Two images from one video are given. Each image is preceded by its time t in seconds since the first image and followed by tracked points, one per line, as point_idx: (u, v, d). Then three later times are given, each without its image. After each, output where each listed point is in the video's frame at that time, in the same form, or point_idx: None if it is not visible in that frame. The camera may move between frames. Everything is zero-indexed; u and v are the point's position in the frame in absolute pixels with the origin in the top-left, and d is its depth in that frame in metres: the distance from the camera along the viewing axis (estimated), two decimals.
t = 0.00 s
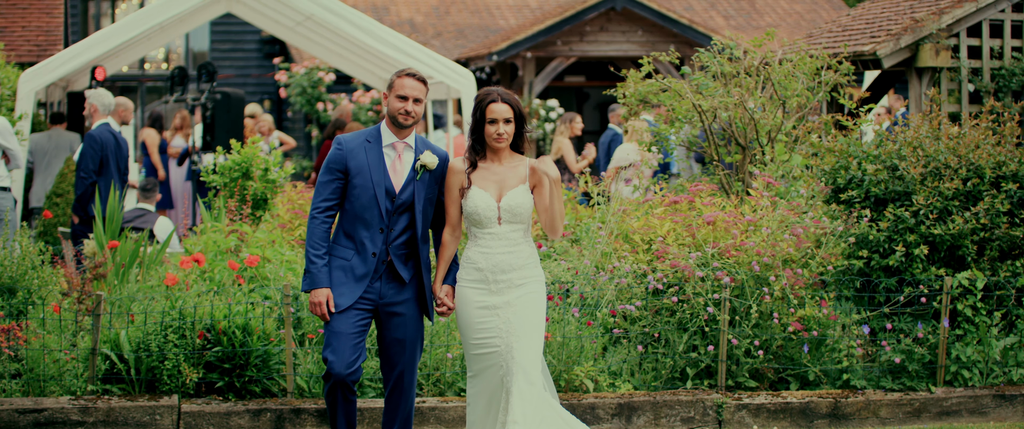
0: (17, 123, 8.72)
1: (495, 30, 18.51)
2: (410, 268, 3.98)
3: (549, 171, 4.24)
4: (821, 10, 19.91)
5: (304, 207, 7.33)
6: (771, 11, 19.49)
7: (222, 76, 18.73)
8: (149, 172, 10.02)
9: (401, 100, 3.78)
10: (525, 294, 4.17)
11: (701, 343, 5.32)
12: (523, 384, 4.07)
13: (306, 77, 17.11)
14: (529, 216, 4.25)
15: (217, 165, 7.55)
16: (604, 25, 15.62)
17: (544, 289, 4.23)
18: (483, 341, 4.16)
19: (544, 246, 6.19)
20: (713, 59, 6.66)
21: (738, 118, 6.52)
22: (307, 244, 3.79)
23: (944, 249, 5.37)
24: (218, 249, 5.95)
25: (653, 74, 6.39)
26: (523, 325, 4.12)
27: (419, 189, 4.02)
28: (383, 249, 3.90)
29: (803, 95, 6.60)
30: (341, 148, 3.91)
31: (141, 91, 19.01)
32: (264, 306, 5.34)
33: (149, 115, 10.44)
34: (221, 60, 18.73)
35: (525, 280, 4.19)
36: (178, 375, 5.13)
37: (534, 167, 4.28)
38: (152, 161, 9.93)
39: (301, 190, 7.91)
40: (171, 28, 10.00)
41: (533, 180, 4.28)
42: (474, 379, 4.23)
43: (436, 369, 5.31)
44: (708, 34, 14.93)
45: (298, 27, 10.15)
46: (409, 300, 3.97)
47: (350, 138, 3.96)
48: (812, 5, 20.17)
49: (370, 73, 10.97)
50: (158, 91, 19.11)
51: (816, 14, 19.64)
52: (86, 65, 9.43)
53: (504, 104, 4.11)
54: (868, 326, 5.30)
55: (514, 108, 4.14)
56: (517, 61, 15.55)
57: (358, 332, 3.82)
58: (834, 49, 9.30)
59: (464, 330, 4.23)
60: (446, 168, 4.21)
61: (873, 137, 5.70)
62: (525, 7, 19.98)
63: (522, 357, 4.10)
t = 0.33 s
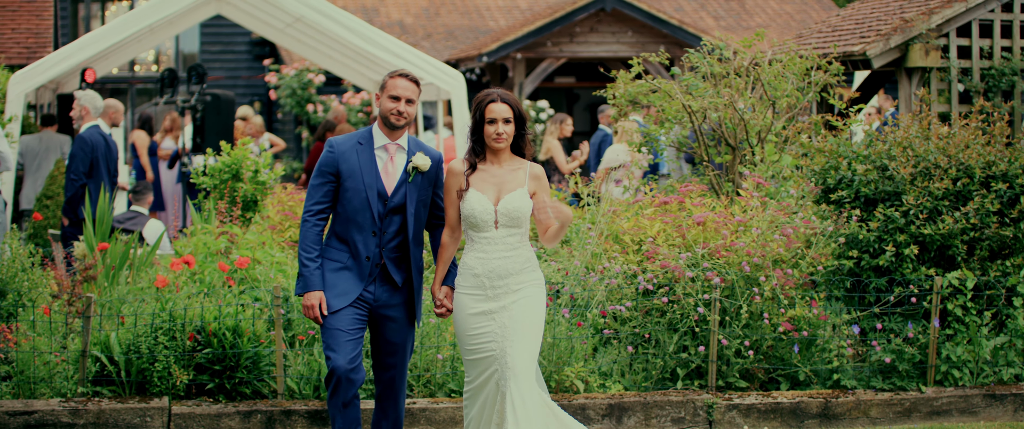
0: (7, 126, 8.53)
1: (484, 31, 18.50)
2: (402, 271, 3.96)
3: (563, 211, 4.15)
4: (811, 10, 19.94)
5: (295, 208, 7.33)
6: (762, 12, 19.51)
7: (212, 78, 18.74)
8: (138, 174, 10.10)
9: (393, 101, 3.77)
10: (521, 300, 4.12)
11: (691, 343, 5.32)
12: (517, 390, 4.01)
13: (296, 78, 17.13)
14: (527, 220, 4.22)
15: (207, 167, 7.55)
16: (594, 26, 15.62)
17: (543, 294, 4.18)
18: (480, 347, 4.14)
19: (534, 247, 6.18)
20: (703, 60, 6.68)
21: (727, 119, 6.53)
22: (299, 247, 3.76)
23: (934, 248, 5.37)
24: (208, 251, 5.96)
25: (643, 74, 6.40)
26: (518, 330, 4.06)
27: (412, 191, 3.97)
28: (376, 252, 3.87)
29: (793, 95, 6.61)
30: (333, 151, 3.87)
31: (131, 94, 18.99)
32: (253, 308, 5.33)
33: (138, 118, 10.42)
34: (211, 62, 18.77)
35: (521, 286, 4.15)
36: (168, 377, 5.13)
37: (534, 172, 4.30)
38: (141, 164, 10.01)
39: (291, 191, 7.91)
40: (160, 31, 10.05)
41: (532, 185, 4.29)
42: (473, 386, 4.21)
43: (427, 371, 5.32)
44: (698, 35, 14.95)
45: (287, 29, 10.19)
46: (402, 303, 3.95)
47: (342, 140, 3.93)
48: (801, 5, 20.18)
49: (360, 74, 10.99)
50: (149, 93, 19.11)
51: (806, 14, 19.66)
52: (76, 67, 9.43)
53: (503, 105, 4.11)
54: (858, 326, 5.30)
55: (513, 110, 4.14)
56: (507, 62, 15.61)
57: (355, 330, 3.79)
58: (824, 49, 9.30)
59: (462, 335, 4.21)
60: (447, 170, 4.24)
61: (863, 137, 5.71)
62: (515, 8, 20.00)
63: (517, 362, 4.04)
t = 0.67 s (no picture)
0: None
1: (478, 30, 18.48)
2: (399, 275, 3.88)
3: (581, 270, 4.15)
4: (804, 10, 19.96)
5: (288, 208, 7.32)
6: (755, 11, 19.51)
7: (205, 78, 18.73)
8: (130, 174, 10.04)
9: (383, 101, 3.74)
10: (527, 301, 4.10)
11: (685, 343, 5.32)
12: (524, 394, 4.07)
13: (289, 78, 17.13)
14: (531, 218, 4.18)
15: (201, 167, 7.54)
16: (587, 25, 15.64)
17: (547, 292, 4.18)
18: (485, 349, 4.08)
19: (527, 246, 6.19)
20: (696, 59, 6.68)
21: (721, 118, 6.53)
22: (295, 254, 3.66)
23: (928, 248, 5.36)
24: (201, 250, 5.98)
25: (636, 74, 6.40)
26: (526, 335, 4.08)
27: (406, 193, 3.90)
28: (373, 256, 3.80)
29: (786, 94, 6.68)
30: (325, 155, 3.79)
31: (125, 94, 18.98)
32: (247, 308, 5.32)
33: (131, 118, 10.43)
34: (204, 61, 18.75)
35: (527, 286, 4.12)
36: (162, 377, 5.13)
37: (538, 169, 4.24)
38: (134, 163, 9.95)
39: (285, 191, 7.91)
40: (154, 29, 10.05)
41: (536, 182, 4.23)
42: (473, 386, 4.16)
43: (421, 370, 5.34)
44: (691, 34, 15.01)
45: (280, 28, 10.21)
46: (400, 307, 3.89)
47: (334, 144, 3.84)
48: (795, 5, 20.21)
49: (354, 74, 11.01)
50: (143, 93, 19.09)
51: (800, 13, 19.69)
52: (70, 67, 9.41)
53: (506, 103, 4.05)
54: (852, 325, 5.29)
55: (515, 107, 4.09)
56: (500, 61, 15.59)
57: (358, 333, 3.72)
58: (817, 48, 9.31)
59: (465, 337, 4.12)
60: (449, 169, 4.17)
61: (857, 136, 5.71)
62: (508, 7, 19.98)
63: (524, 367, 4.08)
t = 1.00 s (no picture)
0: None
1: (473, 29, 18.50)
2: (399, 277, 3.85)
3: (571, 309, 4.15)
4: (799, 8, 20.03)
5: (283, 207, 7.32)
6: (750, 9, 19.52)
7: (200, 76, 18.75)
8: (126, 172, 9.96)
9: (372, 101, 3.74)
10: (530, 299, 4.07)
11: (680, 340, 5.32)
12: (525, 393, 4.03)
13: (284, 76, 17.14)
14: (534, 215, 4.15)
15: (196, 165, 7.54)
16: (582, 23, 15.63)
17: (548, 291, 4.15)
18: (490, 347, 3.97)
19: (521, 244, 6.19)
20: (691, 57, 6.66)
21: (716, 115, 6.58)
22: (293, 263, 3.68)
23: (923, 245, 5.37)
24: (196, 249, 5.96)
25: (632, 71, 6.40)
26: (530, 333, 4.04)
27: (402, 193, 3.87)
28: (372, 259, 3.78)
29: (781, 92, 6.67)
30: (317, 161, 3.78)
31: (120, 93, 19.00)
32: (242, 306, 5.31)
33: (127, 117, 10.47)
34: (199, 60, 18.76)
35: (530, 284, 4.09)
36: (158, 376, 5.13)
37: (541, 165, 4.21)
38: (129, 161, 9.89)
39: (280, 190, 7.91)
40: (149, 28, 10.06)
41: (540, 178, 4.20)
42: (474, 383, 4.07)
43: (416, 368, 5.32)
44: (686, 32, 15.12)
45: (275, 27, 10.22)
46: (402, 308, 3.88)
47: (325, 149, 3.82)
48: (789, 3, 20.30)
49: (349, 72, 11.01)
50: (138, 92, 19.09)
51: (794, 11, 19.76)
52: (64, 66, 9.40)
53: (508, 104, 4.04)
54: (847, 322, 5.31)
55: (518, 106, 4.07)
56: (495, 59, 15.45)
57: (364, 340, 3.73)
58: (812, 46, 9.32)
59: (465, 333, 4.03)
60: (453, 164, 4.18)
61: (852, 134, 5.72)
62: (503, 6, 19.98)
63: (526, 364, 4.04)
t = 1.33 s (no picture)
0: None
1: (469, 27, 18.52)
2: (397, 271, 3.84)
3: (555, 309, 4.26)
4: (794, 6, 20.09)
5: (279, 205, 7.33)
6: (745, 7, 19.52)
7: (196, 75, 18.73)
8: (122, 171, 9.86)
9: (361, 95, 3.72)
10: (533, 296, 4.05)
11: (676, 339, 5.32)
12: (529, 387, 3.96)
13: (280, 75, 17.12)
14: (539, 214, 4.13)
15: (191, 164, 7.54)
16: (578, 21, 15.68)
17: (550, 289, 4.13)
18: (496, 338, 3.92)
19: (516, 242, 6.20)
20: (687, 56, 6.70)
21: (711, 113, 6.54)
22: (293, 264, 3.68)
23: (919, 243, 5.37)
24: (193, 247, 5.95)
25: (628, 70, 6.41)
26: (532, 329, 4.03)
27: (397, 184, 3.86)
28: (369, 254, 3.77)
29: (777, 90, 6.68)
30: (310, 160, 3.75)
31: (115, 92, 19.00)
32: (238, 305, 5.30)
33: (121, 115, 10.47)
34: (195, 58, 18.74)
35: (533, 282, 4.07)
36: (154, 374, 5.12)
37: (546, 163, 4.20)
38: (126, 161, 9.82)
39: (276, 188, 7.91)
40: (145, 26, 10.05)
41: (544, 176, 4.19)
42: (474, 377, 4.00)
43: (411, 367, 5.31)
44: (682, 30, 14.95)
45: (271, 25, 10.28)
46: (404, 303, 3.86)
47: (318, 147, 3.80)
48: (784, 1, 20.37)
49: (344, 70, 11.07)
50: (134, 91, 19.09)
51: (789, 9, 19.83)
52: (60, 64, 9.39)
53: (516, 110, 3.93)
54: (843, 320, 5.31)
55: (526, 111, 3.96)
56: (492, 58, 15.54)
57: (364, 340, 3.74)
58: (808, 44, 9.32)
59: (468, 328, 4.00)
60: (457, 160, 4.14)
61: (848, 132, 5.73)
62: (499, 4, 19.99)
63: (528, 359, 4.00)
